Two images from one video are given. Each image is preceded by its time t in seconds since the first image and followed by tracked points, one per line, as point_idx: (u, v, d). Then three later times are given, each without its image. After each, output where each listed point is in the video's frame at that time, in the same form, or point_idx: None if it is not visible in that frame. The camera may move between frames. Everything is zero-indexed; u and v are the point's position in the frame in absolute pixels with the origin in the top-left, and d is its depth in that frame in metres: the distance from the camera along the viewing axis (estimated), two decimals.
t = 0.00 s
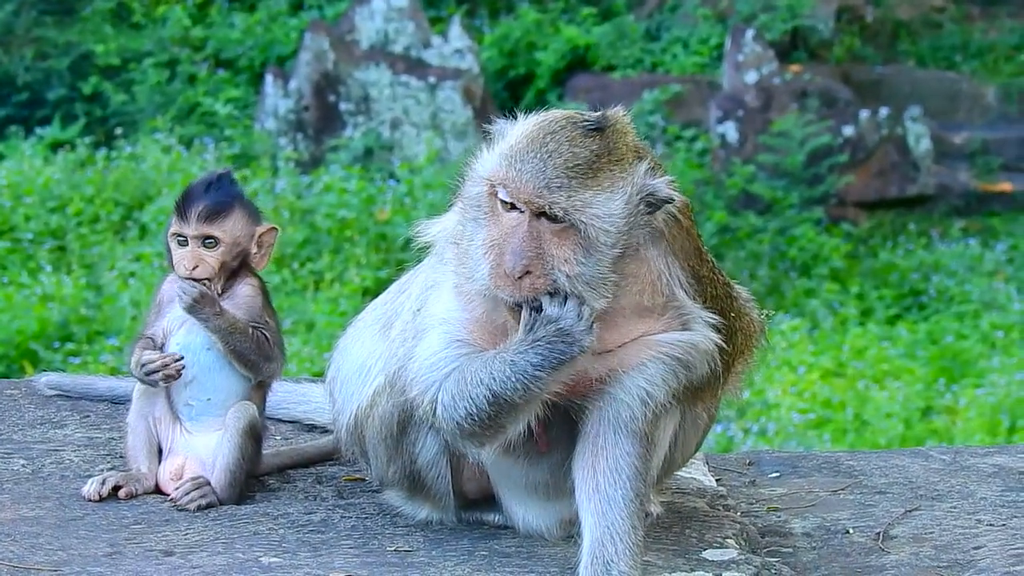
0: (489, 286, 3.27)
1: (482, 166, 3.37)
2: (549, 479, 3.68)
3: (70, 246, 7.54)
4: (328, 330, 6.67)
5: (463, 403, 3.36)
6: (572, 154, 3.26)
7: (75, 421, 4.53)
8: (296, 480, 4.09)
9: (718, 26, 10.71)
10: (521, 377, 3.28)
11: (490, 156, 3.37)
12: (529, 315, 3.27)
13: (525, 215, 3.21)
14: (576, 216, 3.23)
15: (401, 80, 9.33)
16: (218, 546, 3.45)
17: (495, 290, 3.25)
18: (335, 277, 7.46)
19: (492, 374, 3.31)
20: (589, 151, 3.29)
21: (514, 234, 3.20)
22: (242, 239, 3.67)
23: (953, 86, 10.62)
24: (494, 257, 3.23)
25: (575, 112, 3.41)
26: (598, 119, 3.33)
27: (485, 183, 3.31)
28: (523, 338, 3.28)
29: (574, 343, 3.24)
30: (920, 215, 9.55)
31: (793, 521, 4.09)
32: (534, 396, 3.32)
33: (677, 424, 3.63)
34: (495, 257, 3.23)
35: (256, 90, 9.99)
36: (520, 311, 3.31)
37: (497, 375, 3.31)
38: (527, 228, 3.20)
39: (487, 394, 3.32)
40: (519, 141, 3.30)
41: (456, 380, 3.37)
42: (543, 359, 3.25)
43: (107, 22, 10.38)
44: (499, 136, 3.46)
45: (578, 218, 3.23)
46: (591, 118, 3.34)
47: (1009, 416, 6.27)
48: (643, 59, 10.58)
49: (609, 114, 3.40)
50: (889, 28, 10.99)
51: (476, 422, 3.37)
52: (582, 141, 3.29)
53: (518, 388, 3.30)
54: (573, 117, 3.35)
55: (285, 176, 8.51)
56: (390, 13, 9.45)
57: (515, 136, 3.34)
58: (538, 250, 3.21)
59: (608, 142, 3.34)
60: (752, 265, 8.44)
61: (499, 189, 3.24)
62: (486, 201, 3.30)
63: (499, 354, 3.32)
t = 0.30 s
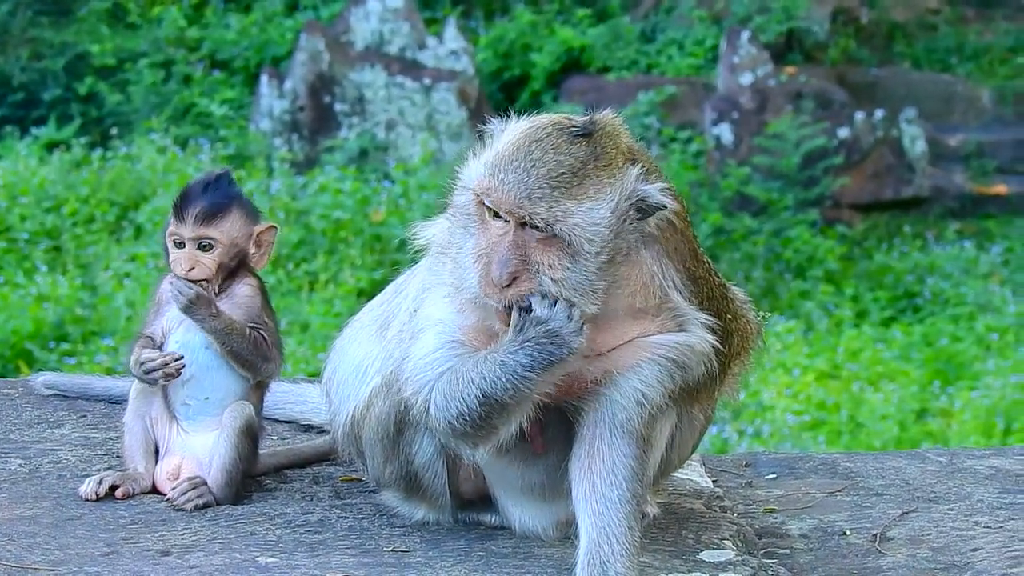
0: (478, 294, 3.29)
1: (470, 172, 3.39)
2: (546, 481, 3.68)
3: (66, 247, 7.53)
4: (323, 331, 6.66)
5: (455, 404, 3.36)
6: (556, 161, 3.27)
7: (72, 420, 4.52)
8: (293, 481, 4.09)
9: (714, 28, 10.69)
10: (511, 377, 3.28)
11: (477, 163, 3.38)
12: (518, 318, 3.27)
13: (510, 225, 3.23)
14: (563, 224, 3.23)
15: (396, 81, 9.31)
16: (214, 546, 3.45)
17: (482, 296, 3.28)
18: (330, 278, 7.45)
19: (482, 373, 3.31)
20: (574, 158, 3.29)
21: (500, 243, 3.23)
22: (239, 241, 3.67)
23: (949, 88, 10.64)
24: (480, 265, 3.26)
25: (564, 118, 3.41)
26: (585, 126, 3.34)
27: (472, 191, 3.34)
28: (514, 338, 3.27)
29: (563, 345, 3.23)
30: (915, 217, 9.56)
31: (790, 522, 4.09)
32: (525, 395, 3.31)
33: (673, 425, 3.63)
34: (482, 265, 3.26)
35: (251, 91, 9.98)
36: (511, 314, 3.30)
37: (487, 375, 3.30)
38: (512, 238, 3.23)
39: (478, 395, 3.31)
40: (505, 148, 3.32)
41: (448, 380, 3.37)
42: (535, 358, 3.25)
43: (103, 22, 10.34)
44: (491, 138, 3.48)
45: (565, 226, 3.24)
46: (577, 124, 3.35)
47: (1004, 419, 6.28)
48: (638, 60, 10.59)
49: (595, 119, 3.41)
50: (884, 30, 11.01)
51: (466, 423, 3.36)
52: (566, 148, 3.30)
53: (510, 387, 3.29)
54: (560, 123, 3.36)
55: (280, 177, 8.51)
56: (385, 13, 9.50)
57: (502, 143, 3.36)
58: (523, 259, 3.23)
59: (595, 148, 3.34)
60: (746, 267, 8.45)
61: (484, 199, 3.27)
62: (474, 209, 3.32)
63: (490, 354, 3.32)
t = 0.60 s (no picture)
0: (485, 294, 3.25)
1: (467, 173, 3.37)
2: (545, 484, 3.67)
3: (65, 248, 7.52)
4: (322, 333, 6.65)
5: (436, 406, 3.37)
6: (553, 154, 3.27)
7: (72, 422, 4.51)
8: (293, 481, 4.08)
9: (713, 29, 10.71)
10: (485, 390, 3.29)
11: (474, 164, 3.36)
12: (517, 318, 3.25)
13: (513, 222, 3.21)
14: (565, 216, 3.22)
15: (395, 82, 9.31)
16: (214, 547, 3.45)
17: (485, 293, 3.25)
18: (329, 280, 7.45)
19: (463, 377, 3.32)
20: (571, 150, 3.29)
21: (504, 240, 3.20)
22: (235, 245, 3.67)
23: (948, 89, 10.63)
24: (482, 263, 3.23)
25: (559, 114, 3.41)
26: (582, 118, 3.35)
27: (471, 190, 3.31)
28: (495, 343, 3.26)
29: (529, 366, 3.23)
30: (914, 219, 9.58)
31: (790, 524, 4.09)
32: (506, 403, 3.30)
33: (674, 426, 3.63)
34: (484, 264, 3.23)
35: (250, 92, 9.98)
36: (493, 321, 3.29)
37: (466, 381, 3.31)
38: (516, 234, 3.20)
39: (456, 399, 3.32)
40: (502, 146, 3.31)
41: (430, 383, 3.39)
42: (511, 369, 3.25)
43: (101, 23, 10.35)
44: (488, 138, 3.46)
45: (567, 218, 3.23)
46: (574, 118, 3.36)
47: (1003, 420, 6.28)
48: (637, 61, 10.56)
49: (587, 112, 3.41)
50: (884, 31, 10.99)
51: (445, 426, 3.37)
52: (562, 141, 3.30)
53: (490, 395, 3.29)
54: (555, 118, 3.37)
55: (279, 178, 8.51)
56: (384, 15, 9.48)
57: (499, 143, 3.34)
58: (528, 255, 3.21)
59: (590, 141, 3.34)
60: (746, 268, 8.45)
61: (485, 197, 3.24)
62: (474, 210, 3.30)
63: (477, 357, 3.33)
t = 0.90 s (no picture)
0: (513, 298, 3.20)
1: (479, 185, 3.29)
2: (547, 485, 3.68)
3: (67, 250, 7.52)
4: (324, 334, 6.65)
5: (439, 392, 3.41)
6: (570, 154, 3.21)
7: (75, 423, 4.52)
8: (296, 484, 4.08)
9: (715, 30, 10.72)
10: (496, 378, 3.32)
11: (489, 171, 3.29)
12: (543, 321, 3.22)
13: (540, 222, 3.15)
14: (590, 211, 3.19)
15: (398, 84, 9.31)
16: (218, 549, 3.45)
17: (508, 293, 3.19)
18: (332, 281, 7.45)
19: (467, 364, 3.35)
20: (585, 151, 3.25)
21: (531, 243, 3.13)
22: (205, 241, 3.68)
23: (950, 90, 10.63)
24: (508, 269, 3.16)
25: (556, 121, 3.36)
26: (582, 122, 3.27)
27: (487, 199, 3.23)
28: (498, 336, 3.28)
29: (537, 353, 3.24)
30: (916, 220, 9.58)
31: (793, 526, 4.09)
32: (508, 390, 3.34)
33: (675, 428, 3.64)
34: (510, 270, 3.16)
35: (252, 94, 9.99)
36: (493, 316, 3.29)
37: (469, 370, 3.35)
38: (543, 233, 3.13)
39: (460, 385, 3.36)
40: (513, 152, 3.25)
41: (433, 370, 3.41)
42: (517, 363, 3.28)
43: (103, 25, 10.36)
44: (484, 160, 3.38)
45: (591, 215, 3.19)
46: (574, 122, 3.28)
47: (1006, 421, 6.27)
48: (639, 63, 10.54)
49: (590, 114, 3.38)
50: (885, 32, 11.02)
51: (447, 415, 3.40)
52: (577, 143, 3.24)
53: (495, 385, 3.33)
54: (555, 125, 3.31)
55: (281, 179, 8.51)
56: (386, 16, 9.51)
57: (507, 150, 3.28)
58: (558, 255, 3.14)
59: (597, 142, 3.29)
60: (748, 270, 8.45)
61: (509, 197, 3.18)
62: (490, 221, 3.21)
63: (476, 342, 3.34)
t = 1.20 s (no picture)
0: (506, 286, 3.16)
1: (479, 183, 3.29)
2: (550, 486, 3.68)
3: (70, 251, 7.52)
4: (327, 335, 6.64)
5: (440, 390, 3.40)
6: (568, 151, 3.22)
7: (78, 424, 4.52)
8: (299, 484, 4.09)
9: (717, 32, 10.73)
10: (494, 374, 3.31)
11: (489, 169, 3.30)
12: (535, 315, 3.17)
13: (537, 215, 3.13)
14: (587, 205, 3.17)
15: (400, 86, 9.31)
16: (221, 550, 3.45)
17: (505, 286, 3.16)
18: (334, 283, 7.44)
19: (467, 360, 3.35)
20: (582, 149, 3.25)
21: (529, 236, 3.10)
22: (197, 246, 3.68)
23: (953, 93, 10.56)
24: (505, 262, 3.13)
25: (556, 121, 3.36)
26: (580, 123, 3.29)
27: (487, 195, 3.23)
28: (492, 332, 3.28)
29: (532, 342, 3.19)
30: (919, 221, 9.57)
31: (796, 527, 4.09)
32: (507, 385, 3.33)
33: (678, 428, 3.64)
34: (507, 262, 3.13)
35: (255, 95, 10.00)
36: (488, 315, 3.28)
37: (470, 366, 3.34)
38: (541, 228, 3.11)
39: (460, 380, 3.36)
40: (511, 150, 3.26)
41: (435, 365, 3.41)
42: (509, 357, 3.26)
43: (106, 27, 10.37)
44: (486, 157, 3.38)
45: (589, 209, 3.18)
46: (572, 122, 3.30)
47: (1008, 423, 6.26)
48: (642, 64, 10.54)
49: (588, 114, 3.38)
50: (888, 33, 11.02)
51: (449, 413, 3.40)
52: (574, 141, 3.25)
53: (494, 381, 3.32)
54: (553, 124, 3.31)
55: (284, 181, 8.50)
56: (389, 17, 9.46)
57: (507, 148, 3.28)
58: (557, 249, 3.11)
59: (594, 142, 3.29)
60: (750, 271, 8.44)
61: (507, 190, 3.18)
62: (489, 217, 3.20)
63: (475, 338, 3.34)
